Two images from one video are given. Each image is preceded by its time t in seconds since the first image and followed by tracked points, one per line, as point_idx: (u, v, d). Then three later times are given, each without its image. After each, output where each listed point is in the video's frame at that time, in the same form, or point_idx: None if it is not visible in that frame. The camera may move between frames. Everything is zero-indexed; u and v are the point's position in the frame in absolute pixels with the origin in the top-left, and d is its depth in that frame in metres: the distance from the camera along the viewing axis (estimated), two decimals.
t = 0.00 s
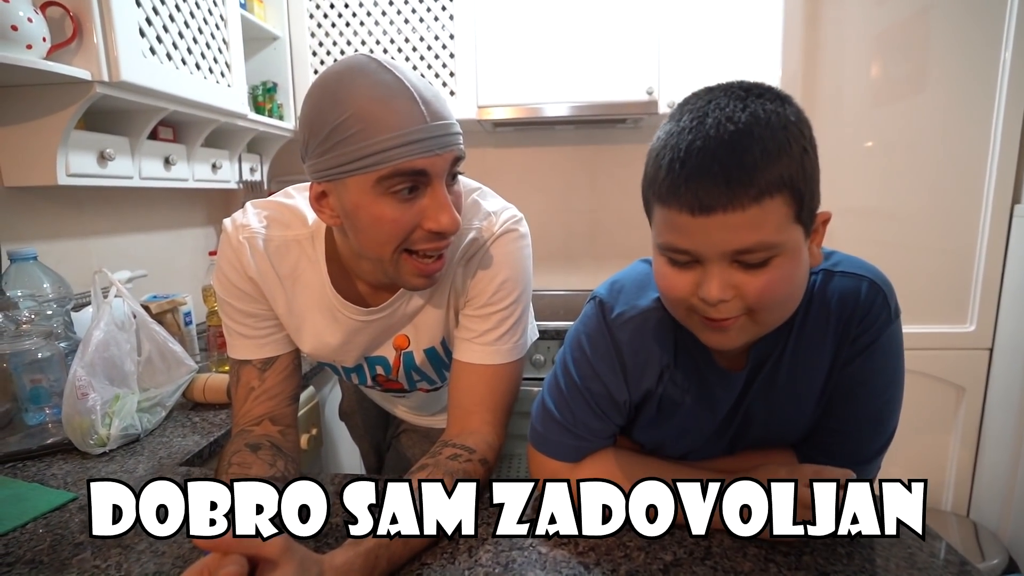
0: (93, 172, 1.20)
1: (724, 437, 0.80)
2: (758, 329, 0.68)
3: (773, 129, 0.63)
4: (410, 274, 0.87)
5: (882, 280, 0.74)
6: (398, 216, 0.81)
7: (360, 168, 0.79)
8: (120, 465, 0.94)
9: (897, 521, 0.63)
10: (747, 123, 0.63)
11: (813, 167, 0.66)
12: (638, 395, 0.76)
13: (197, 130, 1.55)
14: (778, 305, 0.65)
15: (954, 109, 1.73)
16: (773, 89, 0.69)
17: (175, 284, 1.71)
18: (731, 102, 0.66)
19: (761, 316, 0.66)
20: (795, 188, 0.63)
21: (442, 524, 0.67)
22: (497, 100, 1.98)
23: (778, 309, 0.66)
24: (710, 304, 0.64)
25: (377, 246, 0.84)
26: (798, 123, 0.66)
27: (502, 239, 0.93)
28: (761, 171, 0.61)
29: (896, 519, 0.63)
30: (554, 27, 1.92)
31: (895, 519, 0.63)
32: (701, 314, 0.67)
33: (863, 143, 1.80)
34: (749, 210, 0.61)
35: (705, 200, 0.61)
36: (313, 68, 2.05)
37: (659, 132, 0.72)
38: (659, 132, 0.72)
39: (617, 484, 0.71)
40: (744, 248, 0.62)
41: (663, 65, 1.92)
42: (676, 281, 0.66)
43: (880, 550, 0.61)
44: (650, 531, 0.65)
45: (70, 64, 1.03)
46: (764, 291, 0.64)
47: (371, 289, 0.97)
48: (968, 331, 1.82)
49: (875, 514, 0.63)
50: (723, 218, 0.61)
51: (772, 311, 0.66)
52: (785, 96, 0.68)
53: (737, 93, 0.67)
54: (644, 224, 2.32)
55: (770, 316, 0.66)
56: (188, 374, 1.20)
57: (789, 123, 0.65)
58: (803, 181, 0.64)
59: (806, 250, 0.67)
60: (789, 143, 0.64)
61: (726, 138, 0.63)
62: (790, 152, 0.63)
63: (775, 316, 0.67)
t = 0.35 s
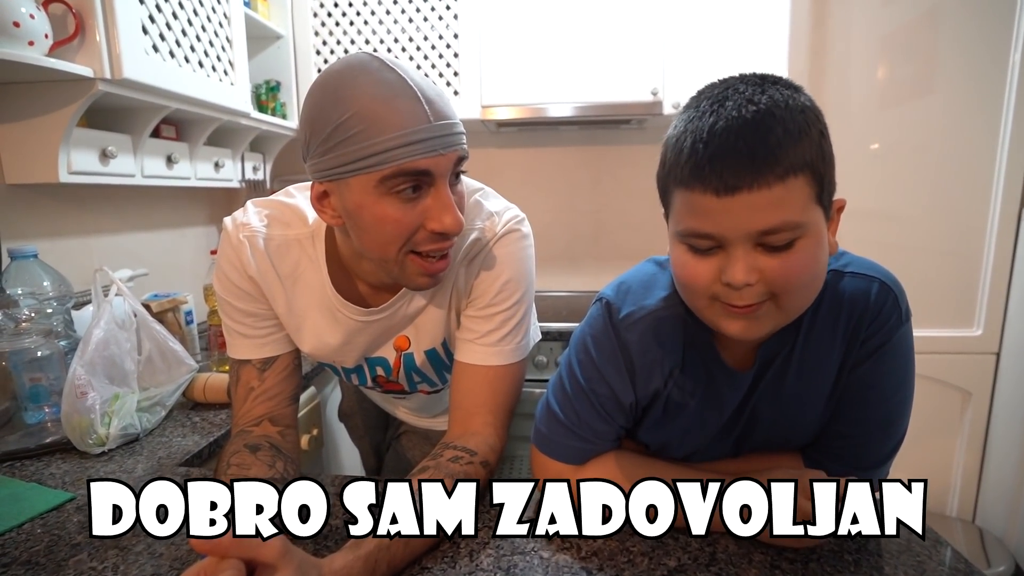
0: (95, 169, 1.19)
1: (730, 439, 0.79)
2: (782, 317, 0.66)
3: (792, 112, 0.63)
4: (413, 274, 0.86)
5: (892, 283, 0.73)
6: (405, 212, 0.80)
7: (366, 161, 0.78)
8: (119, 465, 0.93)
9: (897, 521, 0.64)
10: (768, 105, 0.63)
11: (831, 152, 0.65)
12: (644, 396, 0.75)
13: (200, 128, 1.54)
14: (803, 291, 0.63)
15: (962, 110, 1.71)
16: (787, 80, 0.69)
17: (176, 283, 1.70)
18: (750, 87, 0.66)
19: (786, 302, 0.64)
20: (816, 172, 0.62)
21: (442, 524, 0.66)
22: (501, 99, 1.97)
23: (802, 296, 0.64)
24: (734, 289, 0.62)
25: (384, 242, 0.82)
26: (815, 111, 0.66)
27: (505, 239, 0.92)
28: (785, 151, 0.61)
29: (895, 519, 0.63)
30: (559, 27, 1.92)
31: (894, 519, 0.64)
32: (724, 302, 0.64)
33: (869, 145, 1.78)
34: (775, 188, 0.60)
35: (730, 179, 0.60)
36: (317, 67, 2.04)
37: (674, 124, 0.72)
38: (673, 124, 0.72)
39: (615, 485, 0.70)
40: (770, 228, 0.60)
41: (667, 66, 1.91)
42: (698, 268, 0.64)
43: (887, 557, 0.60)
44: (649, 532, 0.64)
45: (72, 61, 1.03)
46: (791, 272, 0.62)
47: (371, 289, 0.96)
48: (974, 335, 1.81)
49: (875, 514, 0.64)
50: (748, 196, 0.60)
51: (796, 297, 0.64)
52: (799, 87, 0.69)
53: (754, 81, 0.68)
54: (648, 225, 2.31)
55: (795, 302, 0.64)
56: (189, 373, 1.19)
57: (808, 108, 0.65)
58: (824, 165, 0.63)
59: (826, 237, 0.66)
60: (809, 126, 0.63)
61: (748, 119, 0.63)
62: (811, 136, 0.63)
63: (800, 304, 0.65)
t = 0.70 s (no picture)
0: (83, 163, 1.17)
1: (726, 439, 0.78)
2: (791, 321, 0.66)
3: (824, 111, 0.62)
4: (416, 270, 0.84)
5: (892, 282, 0.73)
6: (413, 212, 0.79)
7: (376, 160, 0.76)
8: (105, 463, 0.91)
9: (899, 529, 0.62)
10: (802, 103, 0.62)
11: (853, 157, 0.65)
12: (641, 395, 0.74)
13: (191, 122, 1.52)
14: (818, 295, 0.63)
15: (957, 110, 1.71)
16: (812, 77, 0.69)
17: (167, 278, 1.68)
18: (783, 83, 0.65)
19: (798, 307, 0.64)
20: (841, 175, 0.62)
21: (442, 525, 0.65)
22: (497, 96, 1.96)
23: (816, 299, 0.63)
24: (751, 291, 0.61)
25: (390, 241, 0.81)
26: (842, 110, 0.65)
27: (501, 237, 0.92)
28: (817, 153, 0.60)
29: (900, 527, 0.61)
30: (555, 24, 1.90)
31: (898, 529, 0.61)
32: (735, 305, 0.64)
33: (865, 145, 1.78)
34: (806, 191, 0.59)
35: (761, 179, 0.58)
36: (311, 62, 2.02)
37: (694, 114, 0.69)
38: (693, 115, 0.69)
39: (624, 477, 0.69)
40: (793, 232, 0.59)
41: (663, 64, 1.91)
42: (713, 267, 0.63)
43: (879, 555, 0.59)
44: (646, 533, 0.63)
45: (59, 52, 1.01)
46: (809, 278, 0.61)
47: (366, 286, 0.95)
48: (966, 334, 1.82)
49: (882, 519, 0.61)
50: (777, 198, 0.58)
51: (811, 301, 0.63)
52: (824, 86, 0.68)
53: (784, 77, 0.66)
54: (643, 223, 2.30)
55: (808, 307, 0.64)
56: (179, 370, 1.17)
57: (837, 108, 0.64)
58: (848, 168, 0.63)
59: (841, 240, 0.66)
60: (838, 128, 0.63)
61: (782, 117, 0.61)
62: (838, 138, 0.62)
63: (813, 307, 0.65)
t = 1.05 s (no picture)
0: (78, 159, 1.17)
1: (719, 439, 0.78)
2: (778, 321, 0.66)
3: (811, 111, 0.63)
4: (409, 269, 0.85)
5: (884, 284, 0.73)
6: (403, 209, 0.79)
7: (369, 157, 0.76)
8: (99, 461, 0.91)
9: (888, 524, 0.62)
10: (788, 103, 0.62)
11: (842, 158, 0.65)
12: (633, 394, 0.74)
13: (188, 119, 1.52)
14: (805, 295, 0.63)
15: (953, 113, 1.72)
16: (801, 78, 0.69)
17: (163, 276, 1.68)
18: (770, 82, 0.65)
19: (784, 308, 0.64)
20: (828, 175, 0.62)
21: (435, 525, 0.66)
22: (495, 95, 1.96)
23: (803, 299, 0.63)
24: (736, 290, 0.61)
25: (380, 238, 0.81)
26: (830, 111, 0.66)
27: (496, 236, 0.92)
28: (803, 152, 0.60)
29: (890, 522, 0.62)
30: (553, 23, 1.90)
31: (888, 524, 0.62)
32: (720, 303, 0.64)
33: (862, 147, 1.78)
34: (790, 191, 0.59)
35: (745, 178, 0.59)
36: (309, 59, 2.02)
37: (682, 114, 0.70)
38: (682, 114, 0.70)
39: (625, 475, 0.69)
40: (777, 232, 0.59)
41: (661, 64, 1.91)
42: (700, 265, 0.63)
43: (874, 558, 0.60)
44: (647, 533, 0.63)
45: (56, 48, 1.00)
46: (794, 278, 0.61)
47: (361, 285, 0.95)
48: (961, 336, 1.82)
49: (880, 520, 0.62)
50: (762, 198, 0.59)
51: (797, 301, 0.63)
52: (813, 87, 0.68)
53: (772, 76, 0.66)
54: (640, 223, 2.30)
55: (793, 308, 0.64)
56: (173, 368, 1.18)
57: (825, 109, 0.65)
58: (836, 168, 0.63)
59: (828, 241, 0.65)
60: (825, 128, 0.63)
61: (768, 116, 0.61)
62: (826, 138, 0.62)
63: (800, 306, 0.64)
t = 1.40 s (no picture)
0: (80, 161, 1.17)
1: (718, 445, 0.78)
2: (782, 324, 0.66)
3: (820, 116, 0.63)
4: (403, 269, 0.84)
5: (884, 288, 0.73)
6: (395, 210, 0.79)
7: (361, 158, 0.76)
8: (97, 462, 0.91)
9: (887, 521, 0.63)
10: (798, 106, 0.62)
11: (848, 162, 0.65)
12: (633, 398, 0.74)
13: (189, 121, 1.52)
14: (811, 299, 0.63)
15: (953, 117, 1.72)
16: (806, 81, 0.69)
17: (162, 277, 1.68)
18: (777, 85, 0.65)
19: (790, 311, 0.64)
20: (835, 180, 0.62)
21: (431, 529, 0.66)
22: (495, 98, 1.96)
23: (809, 304, 0.64)
24: (744, 294, 0.61)
25: (371, 239, 0.81)
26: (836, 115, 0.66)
27: (493, 239, 0.92)
28: (813, 156, 0.60)
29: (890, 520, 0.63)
30: (553, 27, 1.91)
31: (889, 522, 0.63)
32: (726, 307, 0.64)
33: (861, 151, 1.79)
34: (801, 195, 0.59)
35: (757, 182, 0.59)
36: (310, 62, 2.02)
37: (688, 116, 0.70)
38: (688, 116, 0.70)
39: (625, 475, 0.69)
40: (788, 235, 0.60)
41: (660, 68, 1.91)
42: (706, 269, 0.63)
43: (872, 563, 0.60)
44: (647, 534, 0.64)
45: (58, 51, 1.01)
46: (802, 282, 0.61)
47: (358, 287, 0.95)
48: (961, 340, 1.82)
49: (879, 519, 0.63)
50: (773, 201, 0.59)
51: (803, 305, 0.63)
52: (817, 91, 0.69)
53: (780, 79, 0.66)
54: (640, 226, 2.30)
55: (799, 312, 0.64)
56: (173, 369, 1.18)
57: (831, 114, 0.65)
58: (842, 172, 0.63)
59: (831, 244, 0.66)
60: (834, 133, 0.63)
61: (779, 118, 0.61)
62: (834, 143, 0.63)
63: (807, 311, 0.65)
